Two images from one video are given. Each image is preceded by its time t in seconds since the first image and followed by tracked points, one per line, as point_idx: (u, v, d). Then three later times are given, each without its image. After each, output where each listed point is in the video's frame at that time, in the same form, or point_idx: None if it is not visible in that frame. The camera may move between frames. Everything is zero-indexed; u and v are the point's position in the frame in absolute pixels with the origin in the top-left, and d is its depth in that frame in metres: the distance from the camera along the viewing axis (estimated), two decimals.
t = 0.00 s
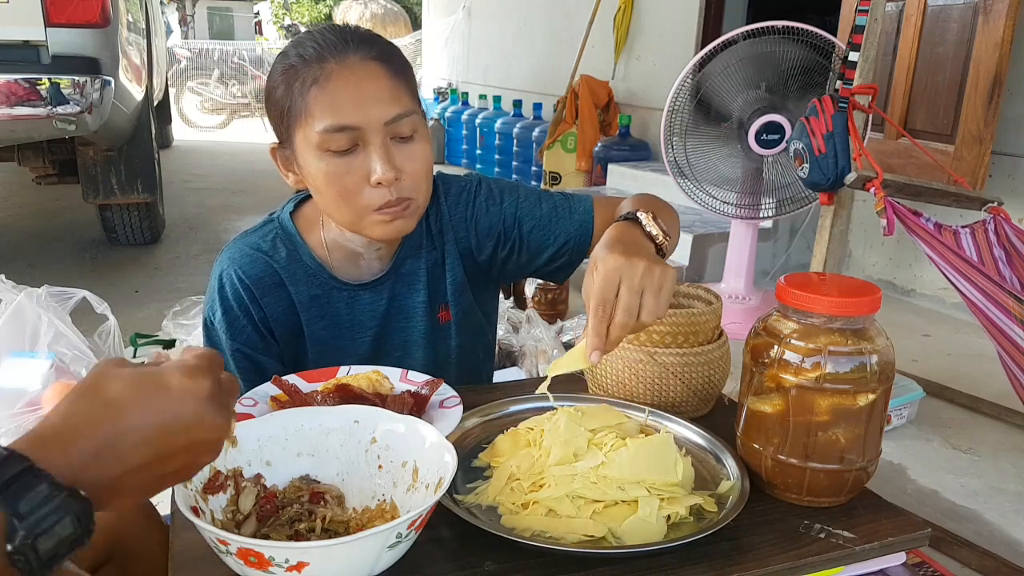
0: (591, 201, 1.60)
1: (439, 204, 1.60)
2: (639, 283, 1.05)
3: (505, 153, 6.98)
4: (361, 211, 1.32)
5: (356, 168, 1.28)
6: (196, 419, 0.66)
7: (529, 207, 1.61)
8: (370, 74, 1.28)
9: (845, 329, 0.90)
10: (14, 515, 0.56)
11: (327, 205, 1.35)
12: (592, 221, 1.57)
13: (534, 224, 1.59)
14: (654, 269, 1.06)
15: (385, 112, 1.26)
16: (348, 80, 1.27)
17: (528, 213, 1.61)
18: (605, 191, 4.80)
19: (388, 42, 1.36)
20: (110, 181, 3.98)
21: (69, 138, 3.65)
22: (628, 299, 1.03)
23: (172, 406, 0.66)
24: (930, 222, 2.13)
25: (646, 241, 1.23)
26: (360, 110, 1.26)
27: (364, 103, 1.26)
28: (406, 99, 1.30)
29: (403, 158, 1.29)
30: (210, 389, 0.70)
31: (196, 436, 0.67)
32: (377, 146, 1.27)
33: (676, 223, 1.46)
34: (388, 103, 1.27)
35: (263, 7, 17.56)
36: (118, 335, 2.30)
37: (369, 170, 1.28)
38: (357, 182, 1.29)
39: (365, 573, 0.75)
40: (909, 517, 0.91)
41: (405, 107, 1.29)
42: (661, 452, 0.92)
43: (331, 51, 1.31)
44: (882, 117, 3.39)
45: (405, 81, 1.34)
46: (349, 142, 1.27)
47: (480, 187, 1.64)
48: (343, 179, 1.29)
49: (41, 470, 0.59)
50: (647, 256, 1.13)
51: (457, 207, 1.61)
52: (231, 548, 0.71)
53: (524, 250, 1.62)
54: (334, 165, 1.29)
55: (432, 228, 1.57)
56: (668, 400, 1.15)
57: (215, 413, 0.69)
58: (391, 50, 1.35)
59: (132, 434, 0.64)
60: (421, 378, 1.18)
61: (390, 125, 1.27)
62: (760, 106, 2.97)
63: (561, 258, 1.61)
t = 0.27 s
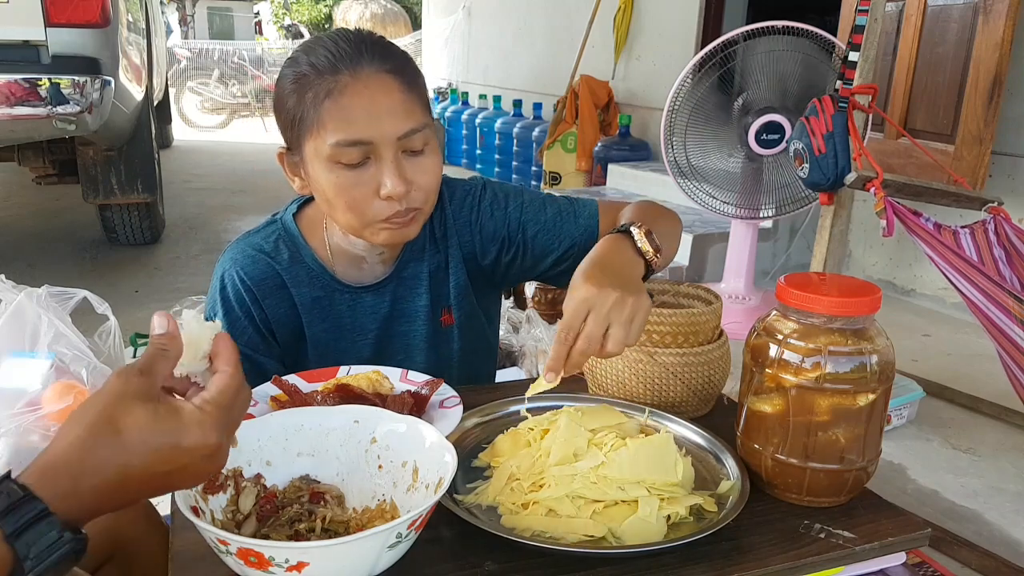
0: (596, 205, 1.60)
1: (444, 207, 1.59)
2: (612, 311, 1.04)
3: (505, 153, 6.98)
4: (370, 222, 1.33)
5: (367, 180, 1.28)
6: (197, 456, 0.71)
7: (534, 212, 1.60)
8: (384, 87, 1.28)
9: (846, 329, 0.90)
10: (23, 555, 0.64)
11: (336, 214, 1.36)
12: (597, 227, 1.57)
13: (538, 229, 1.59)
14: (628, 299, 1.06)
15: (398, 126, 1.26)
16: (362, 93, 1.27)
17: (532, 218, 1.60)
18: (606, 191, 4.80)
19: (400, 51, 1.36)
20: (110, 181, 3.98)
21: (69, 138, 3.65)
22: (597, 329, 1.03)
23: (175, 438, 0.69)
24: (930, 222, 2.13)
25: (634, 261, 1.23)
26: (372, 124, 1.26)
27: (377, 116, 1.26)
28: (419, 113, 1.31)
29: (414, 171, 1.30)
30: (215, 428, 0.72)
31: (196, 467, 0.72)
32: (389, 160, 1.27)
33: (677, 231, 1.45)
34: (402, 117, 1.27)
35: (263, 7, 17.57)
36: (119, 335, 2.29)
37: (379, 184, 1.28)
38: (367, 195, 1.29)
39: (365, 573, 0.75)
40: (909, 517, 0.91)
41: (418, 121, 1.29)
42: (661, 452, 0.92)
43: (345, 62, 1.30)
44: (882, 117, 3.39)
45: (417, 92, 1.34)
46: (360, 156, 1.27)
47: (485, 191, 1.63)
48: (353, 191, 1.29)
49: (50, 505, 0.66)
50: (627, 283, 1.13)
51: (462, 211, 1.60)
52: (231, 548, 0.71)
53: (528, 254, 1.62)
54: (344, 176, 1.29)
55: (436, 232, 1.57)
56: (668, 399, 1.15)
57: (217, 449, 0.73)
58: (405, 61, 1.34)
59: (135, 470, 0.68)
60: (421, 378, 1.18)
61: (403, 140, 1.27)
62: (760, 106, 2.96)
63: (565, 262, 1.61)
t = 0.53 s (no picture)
0: (593, 202, 1.61)
1: (444, 206, 1.59)
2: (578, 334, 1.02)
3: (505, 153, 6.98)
4: (373, 225, 1.33)
5: (371, 183, 1.28)
6: (148, 468, 0.68)
7: (532, 209, 1.60)
8: (389, 90, 1.28)
9: (846, 329, 0.90)
10: None
11: (340, 217, 1.36)
12: (594, 222, 1.58)
13: (536, 227, 1.58)
14: (592, 317, 1.04)
15: (402, 129, 1.26)
16: (367, 95, 1.27)
17: (530, 216, 1.60)
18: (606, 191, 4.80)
19: (406, 54, 1.35)
20: (110, 181, 3.98)
21: (69, 138, 3.65)
22: (567, 356, 1.01)
23: (122, 453, 0.67)
24: (930, 222, 2.13)
25: (609, 269, 1.19)
26: (377, 127, 1.26)
27: (382, 119, 1.26)
28: (424, 116, 1.31)
29: (419, 174, 1.30)
30: (167, 438, 0.68)
31: (146, 478, 0.70)
32: (393, 163, 1.27)
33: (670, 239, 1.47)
34: (407, 120, 1.27)
35: (263, 7, 17.59)
36: (118, 335, 2.29)
37: (383, 187, 1.28)
38: (371, 198, 1.29)
39: (364, 573, 0.75)
40: (909, 517, 0.91)
41: (423, 125, 1.29)
42: (661, 452, 0.92)
43: (350, 64, 1.30)
44: (882, 117, 3.39)
45: (422, 96, 1.34)
46: (365, 158, 1.27)
47: (484, 189, 1.63)
48: (357, 194, 1.29)
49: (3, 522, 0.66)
50: (595, 297, 1.09)
51: (461, 209, 1.60)
52: (231, 548, 0.71)
53: (527, 252, 1.62)
54: (348, 179, 1.29)
55: (436, 231, 1.57)
56: (668, 399, 1.15)
57: (173, 458, 0.70)
58: (410, 64, 1.34)
59: (86, 484, 0.68)
60: (421, 378, 1.18)
61: (407, 142, 1.27)
62: (760, 106, 2.96)
63: (563, 260, 1.61)
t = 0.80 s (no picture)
0: (590, 201, 1.61)
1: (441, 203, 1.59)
2: (570, 351, 1.03)
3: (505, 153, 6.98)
4: (372, 222, 1.33)
5: (369, 179, 1.29)
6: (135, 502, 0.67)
7: (528, 208, 1.60)
8: (386, 86, 1.28)
9: (846, 329, 0.90)
10: None
11: (339, 212, 1.36)
12: (589, 221, 1.58)
13: (532, 225, 1.58)
14: (583, 334, 1.05)
15: (400, 125, 1.26)
16: (364, 92, 1.27)
17: (526, 214, 1.60)
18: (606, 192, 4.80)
19: (403, 50, 1.35)
20: (110, 181, 3.98)
21: (69, 138, 3.65)
22: (561, 372, 1.02)
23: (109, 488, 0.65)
24: (930, 222, 2.13)
25: (603, 277, 1.19)
26: (375, 124, 1.26)
27: (379, 115, 1.26)
28: (421, 113, 1.31)
29: (417, 170, 1.30)
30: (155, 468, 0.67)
31: (127, 511, 0.67)
32: (391, 159, 1.27)
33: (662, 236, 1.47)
34: (404, 117, 1.27)
35: (264, 7, 17.64)
36: (118, 335, 2.29)
37: (381, 183, 1.29)
38: (369, 194, 1.30)
39: (365, 573, 0.75)
40: (908, 517, 0.91)
41: (421, 121, 1.29)
42: (661, 452, 0.92)
43: (348, 62, 1.30)
44: (882, 117, 3.39)
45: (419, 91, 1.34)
46: (363, 155, 1.27)
47: (480, 187, 1.64)
48: (355, 190, 1.30)
49: None
50: (588, 311, 1.10)
51: (458, 207, 1.61)
52: (230, 548, 0.71)
53: (523, 250, 1.62)
54: (347, 176, 1.29)
55: (434, 227, 1.57)
56: (668, 399, 1.15)
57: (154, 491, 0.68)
58: (407, 60, 1.34)
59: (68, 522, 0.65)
60: (421, 378, 1.18)
61: (405, 139, 1.27)
62: (760, 106, 2.97)
63: (560, 259, 1.61)
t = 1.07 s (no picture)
0: (588, 199, 1.62)
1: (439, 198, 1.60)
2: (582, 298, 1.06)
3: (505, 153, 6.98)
4: (364, 208, 1.34)
5: (362, 164, 1.30)
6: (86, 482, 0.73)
7: (527, 204, 1.61)
8: (376, 72, 1.30)
9: (846, 329, 0.90)
10: None
11: (332, 199, 1.37)
12: (589, 216, 1.59)
13: (531, 220, 1.59)
14: (597, 283, 1.08)
15: (391, 110, 1.28)
16: (357, 78, 1.29)
17: (526, 210, 1.61)
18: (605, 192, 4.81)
19: (395, 40, 1.37)
20: (110, 181, 3.98)
21: (69, 138, 3.65)
22: (576, 317, 1.03)
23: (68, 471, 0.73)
24: (930, 222, 2.13)
25: (609, 248, 1.24)
26: (366, 108, 1.28)
27: (373, 100, 1.28)
28: (413, 100, 1.32)
29: (409, 155, 1.31)
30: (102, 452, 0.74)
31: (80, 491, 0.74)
32: (382, 143, 1.29)
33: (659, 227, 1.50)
34: (396, 102, 1.28)
35: (264, 7, 17.65)
36: (119, 335, 2.29)
37: (374, 167, 1.29)
38: (362, 179, 1.31)
39: (364, 573, 0.75)
40: (908, 517, 0.91)
41: (412, 107, 1.31)
42: (661, 452, 0.92)
43: (341, 49, 1.33)
44: (882, 117, 3.39)
45: (412, 80, 1.35)
46: (357, 140, 1.29)
47: (479, 183, 1.64)
48: (348, 175, 1.30)
49: None
50: (599, 270, 1.13)
51: (457, 203, 1.61)
52: (231, 548, 0.71)
53: (521, 246, 1.62)
54: (340, 160, 1.30)
55: (431, 221, 1.57)
56: (668, 399, 1.15)
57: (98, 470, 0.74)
58: (398, 49, 1.36)
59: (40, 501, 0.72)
60: (421, 378, 1.18)
61: (397, 124, 1.29)
62: (760, 106, 2.96)
63: (558, 255, 1.62)
